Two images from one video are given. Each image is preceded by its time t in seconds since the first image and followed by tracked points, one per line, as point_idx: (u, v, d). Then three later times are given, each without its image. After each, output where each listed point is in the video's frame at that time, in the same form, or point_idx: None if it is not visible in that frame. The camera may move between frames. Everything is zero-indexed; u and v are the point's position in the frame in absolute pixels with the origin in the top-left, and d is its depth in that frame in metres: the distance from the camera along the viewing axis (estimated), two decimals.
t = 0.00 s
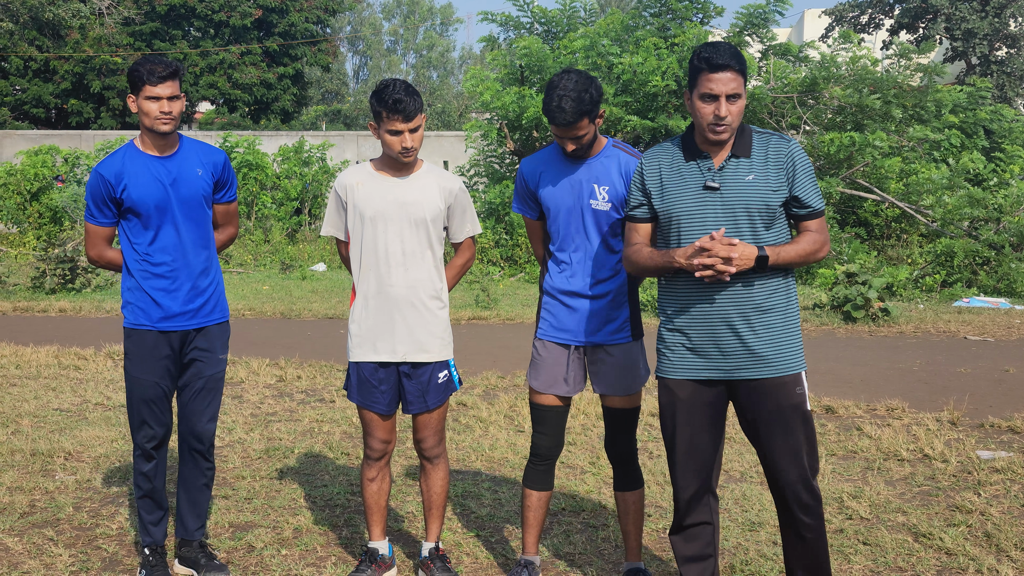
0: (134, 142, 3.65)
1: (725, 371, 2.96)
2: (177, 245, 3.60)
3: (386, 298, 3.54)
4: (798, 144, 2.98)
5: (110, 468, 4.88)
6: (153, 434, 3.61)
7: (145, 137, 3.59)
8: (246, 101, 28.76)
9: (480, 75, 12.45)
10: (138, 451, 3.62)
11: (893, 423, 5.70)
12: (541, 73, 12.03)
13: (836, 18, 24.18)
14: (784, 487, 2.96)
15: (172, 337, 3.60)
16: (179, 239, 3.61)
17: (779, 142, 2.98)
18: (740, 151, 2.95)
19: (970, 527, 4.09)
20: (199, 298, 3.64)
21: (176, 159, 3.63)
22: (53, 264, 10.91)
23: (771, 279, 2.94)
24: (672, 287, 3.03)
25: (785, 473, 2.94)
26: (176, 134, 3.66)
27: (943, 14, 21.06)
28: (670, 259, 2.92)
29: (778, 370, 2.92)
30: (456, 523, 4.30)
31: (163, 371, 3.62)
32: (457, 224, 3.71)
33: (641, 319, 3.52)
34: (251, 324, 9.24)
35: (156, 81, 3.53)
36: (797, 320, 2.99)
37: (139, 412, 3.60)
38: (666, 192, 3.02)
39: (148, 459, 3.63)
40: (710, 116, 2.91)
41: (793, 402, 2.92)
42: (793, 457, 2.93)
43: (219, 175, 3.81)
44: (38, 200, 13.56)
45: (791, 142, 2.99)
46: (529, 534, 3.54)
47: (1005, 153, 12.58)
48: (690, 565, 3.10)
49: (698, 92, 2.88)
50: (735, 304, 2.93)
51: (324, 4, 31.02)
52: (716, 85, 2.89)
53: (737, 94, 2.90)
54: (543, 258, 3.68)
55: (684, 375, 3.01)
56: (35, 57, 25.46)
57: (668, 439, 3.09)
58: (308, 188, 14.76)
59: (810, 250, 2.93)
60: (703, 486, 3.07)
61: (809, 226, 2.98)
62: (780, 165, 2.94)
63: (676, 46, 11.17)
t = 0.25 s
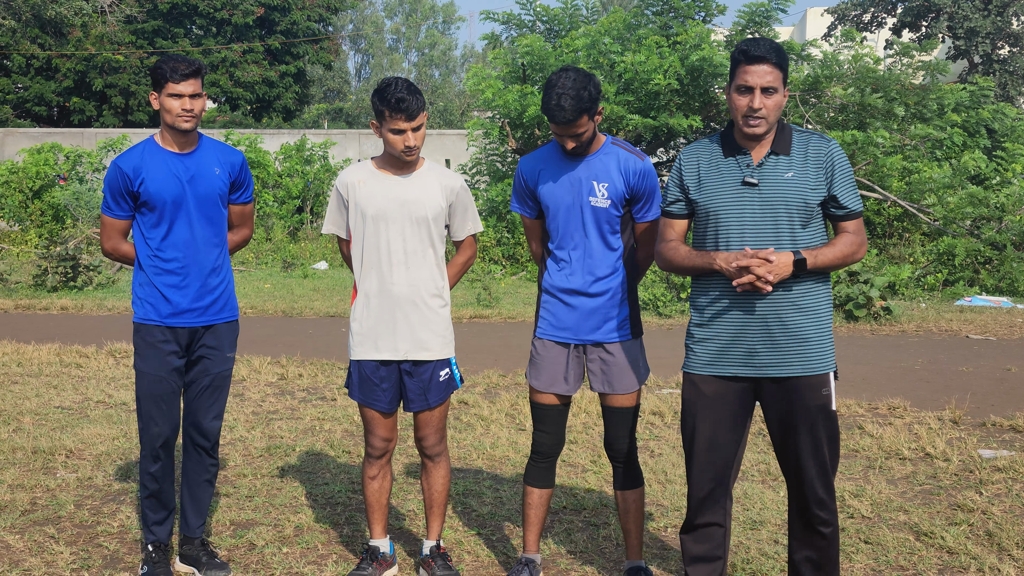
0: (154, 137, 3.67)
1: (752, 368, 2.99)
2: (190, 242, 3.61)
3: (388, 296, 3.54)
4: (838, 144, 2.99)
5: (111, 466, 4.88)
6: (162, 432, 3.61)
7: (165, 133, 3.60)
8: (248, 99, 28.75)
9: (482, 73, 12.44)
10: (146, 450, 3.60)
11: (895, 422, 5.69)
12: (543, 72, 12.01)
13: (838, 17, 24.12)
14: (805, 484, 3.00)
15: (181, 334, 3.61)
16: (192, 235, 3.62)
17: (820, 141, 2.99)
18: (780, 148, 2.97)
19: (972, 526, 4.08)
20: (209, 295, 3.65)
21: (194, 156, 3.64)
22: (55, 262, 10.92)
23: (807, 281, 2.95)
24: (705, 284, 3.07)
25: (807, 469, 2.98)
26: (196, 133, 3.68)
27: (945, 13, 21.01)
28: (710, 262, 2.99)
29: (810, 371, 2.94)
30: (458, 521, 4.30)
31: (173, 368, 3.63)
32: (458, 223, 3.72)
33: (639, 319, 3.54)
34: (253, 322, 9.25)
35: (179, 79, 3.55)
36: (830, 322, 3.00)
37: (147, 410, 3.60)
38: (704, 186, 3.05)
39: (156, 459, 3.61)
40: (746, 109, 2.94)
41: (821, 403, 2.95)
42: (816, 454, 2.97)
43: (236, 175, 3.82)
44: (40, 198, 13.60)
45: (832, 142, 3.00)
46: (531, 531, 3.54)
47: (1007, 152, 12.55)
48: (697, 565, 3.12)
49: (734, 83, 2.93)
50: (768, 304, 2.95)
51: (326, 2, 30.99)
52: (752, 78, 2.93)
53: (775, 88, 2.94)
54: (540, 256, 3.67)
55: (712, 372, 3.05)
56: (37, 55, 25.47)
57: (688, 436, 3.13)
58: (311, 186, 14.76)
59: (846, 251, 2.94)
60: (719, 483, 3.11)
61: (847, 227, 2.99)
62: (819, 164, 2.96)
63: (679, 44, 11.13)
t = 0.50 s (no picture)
0: (164, 137, 3.68)
1: (773, 369, 3.04)
2: (195, 242, 3.61)
3: (388, 296, 3.54)
4: (875, 150, 2.99)
5: (111, 466, 4.88)
6: (174, 424, 3.54)
7: (175, 133, 3.62)
8: (249, 98, 28.75)
9: (483, 73, 12.44)
10: (157, 443, 3.53)
11: (896, 422, 5.69)
12: (544, 72, 12.01)
13: (839, 17, 24.09)
14: (820, 485, 3.01)
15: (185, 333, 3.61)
16: (198, 236, 3.62)
17: (856, 146, 3.01)
18: (815, 151, 2.99)
19: (972, 527, 4.08)
20: (212, 296, 3.65)
21: (203, 158, 3.66)
22: (55, 261, 10.93)
23: (838, 288, 2.97)
24: (733, 284, 3.14)
25: (823, 470, 3.00)
26: (206, 136, 3.70)
27: (946, 13, 20.98)
28: (739, 260, 3.05)
29: (830, 374, 2.97)
30: (457, 521, 4.30)
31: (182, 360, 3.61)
32: (458, 223, 3.72)
33: (640, 320, 3.54)
34: (254, 322, 9.26)
35: (192, 85, 3.55)
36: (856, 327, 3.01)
37: (157, 401, 3.53)
38: (736, 185, 3.11)
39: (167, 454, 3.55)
40: (773, 110, 2.99)
41: (840, 406, 2.97)
42: (832, 455, 2.99)
43: (245, 178, 3.83)
44: (41, 197, 13.59)
45: (870, 148, 3.01)
46: (530, 532, 3.54)
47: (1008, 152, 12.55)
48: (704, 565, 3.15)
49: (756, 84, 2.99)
50: (790, 307, 2.99)
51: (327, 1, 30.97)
52: (772, 79, 2.98)
53: (799, 89, 2.97)
54: (540, 256, 3.65)
55: (734, 370, 3.10)
56: (38, 55, 25.49)
57: (703, 433, 3.17)
58: (311, 186, 14.77)
59: (875, 259, 2.96)
60: (733, 483, 3.12)
61: (880, 234, 3.01)
62: (854, 169, 2.97)
63: (679, 44, 11.12)
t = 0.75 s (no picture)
0: (167, 138, 3.69)
1: (778, 366, 3.05)
2: (198, 243, 3.62)
3: (388, 296, 3.53)
4: (890, 148, 2.94)
5: (110, 466, 4.87)
6: (177, 424, 3.55)
7: (178, 134, 3.62)
8: (249, 98, 28.73)
9: (483, 73, 12.44)
10: (167, 445, 3.55)
11: (895, 422, 5.70)
12: (544, 71, 12.00)
13: (839, 18, 24.08)
14: (824, 486, 3.02)
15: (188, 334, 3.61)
16: (201, 236, 3.62)
17: (871, 144, 2.96)
18: (826, 149, 2.98)
19: (972, 527, 4.08)
20: (214, 296, 3.64)
21: (206, 158, 3.65)
22: (55, 261, 10.92)
23: (843, 284, 2.96)
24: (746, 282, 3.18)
25: (826, 472, 3.01)
26: (210, 137, 3.69)
27: (946, 14, 20.99)
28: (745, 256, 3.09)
29: (836, 375, 2.97)
30: (457, 521, 4.30)
31: (185, 360, 3.62)
32: (457, 223, 3.72)
33: (644, 321, 3.54)
34: (254, 321, 9.25)
35: (194, 89, 3.54)
36: (866, 329, 2.99)
37: (161, 403, 3.56)
38: (750, 182, 3.15)
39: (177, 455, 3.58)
40: (788, 107, 2.99)
41: (845, 407, 2.97)
42: (837, 456, 3.00)
43: (247, 180, 3.82)
44: (41, 197, 13.57)
45: (886, 146, 2.95)
46: (530, 533, 3.54)
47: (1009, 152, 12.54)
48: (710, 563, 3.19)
49: (775, 81, 3.00)
50: (798, 306, 3.00)
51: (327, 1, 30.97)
52: (792, 76, 2.98)
53: (817, 86, 2.96)
54: (542, 256, 3.64)
55: (743, 367, 3.13)
56: (38, 54, 25.49)
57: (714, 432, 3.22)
58: (311, 185, 14.78)
59: (886, 258, 2.90)
60: (740, 482, 3.15)
61: (894, 233, 2.94)
62: (865, 167, 2.93)
63: (679, 44, 11.13)
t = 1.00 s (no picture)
0: (172, 139, 3.68)
1: (780, 367, 3.06)
2: (204, 244, 3.62)
3: (392, 296, 3.53)
4: (894, 151, 2.92)
5: (113, 465, 4.87)
6: (177, 432, 3.54)
7: (182, 134, 3.62)
8: (251, 97, 28.75)
9: (486, 72, 12.44)
10: (166, 452, 3.55)
11: (898, 423, 5.69)
12: (547, 71, 12.00)
13: (842, 17, 24.05)
14: (828, 487, 3.02)
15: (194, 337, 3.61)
16: (206, 237, 3.62)
17: (875, 147, 2.94)
18: (830, 152, 2.97)
19: (974, 527, 4.08)
20: (219, 298, 3.64)
21: (211, 159, 3.66)
22: (58, 260, 10.93)
23: (841, 285, 2.95)
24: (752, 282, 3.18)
25: (829, 472, 3.00)
26: (213, 137, 3.70)
27: (949, 14, 20.98)
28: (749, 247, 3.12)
29: (838, 375, 2.96)
30: (459, 521, 4.30)
31: (186, 366, 3.61)
32: (458, 221, 3.73)
33: (657, 322, 3.55)
34: (256, 320, 9.26)
35: (195, 88, 3.55)
36: (871, 329, 2.98)
37: (161, 410, 3.55)
38: (757, 183, 3.17)
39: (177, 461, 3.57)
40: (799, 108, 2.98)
41: (848, 407, 2.97)
42: (839, 457, 2.99)
43: (251, 181, 3.82)
44: (43, 196, 13.58)
45: (892, 149, 2.93)
46: (531, 534, 3.55)
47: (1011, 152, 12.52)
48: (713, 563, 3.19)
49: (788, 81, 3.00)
50: (801, 306, 3.00)
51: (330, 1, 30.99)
52: (803, 77, 2.97)
53: (828, 88, 2.95)
54: (554, 257, 3.64)
55: (747, 366, 3.16)
56: (41, 53, 25.52)
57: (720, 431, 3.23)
58: (314, 185, 14.79)
59: (885, 261, 2.87)
60: (745, 482, 3.16)
61: (894, 236, 2.90)
62: (868, 170, 2.92)
63: (682, 44, 11.13)
